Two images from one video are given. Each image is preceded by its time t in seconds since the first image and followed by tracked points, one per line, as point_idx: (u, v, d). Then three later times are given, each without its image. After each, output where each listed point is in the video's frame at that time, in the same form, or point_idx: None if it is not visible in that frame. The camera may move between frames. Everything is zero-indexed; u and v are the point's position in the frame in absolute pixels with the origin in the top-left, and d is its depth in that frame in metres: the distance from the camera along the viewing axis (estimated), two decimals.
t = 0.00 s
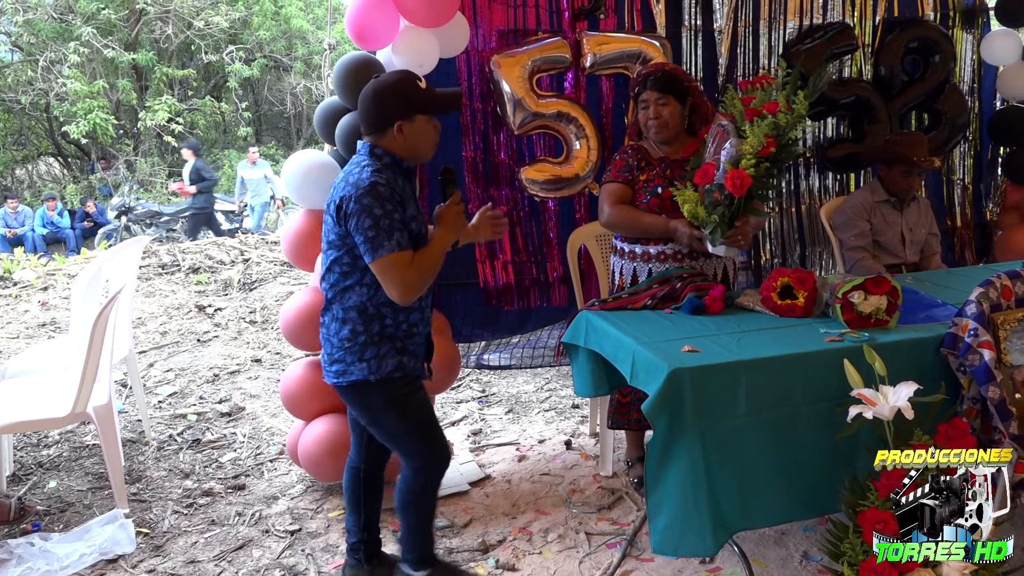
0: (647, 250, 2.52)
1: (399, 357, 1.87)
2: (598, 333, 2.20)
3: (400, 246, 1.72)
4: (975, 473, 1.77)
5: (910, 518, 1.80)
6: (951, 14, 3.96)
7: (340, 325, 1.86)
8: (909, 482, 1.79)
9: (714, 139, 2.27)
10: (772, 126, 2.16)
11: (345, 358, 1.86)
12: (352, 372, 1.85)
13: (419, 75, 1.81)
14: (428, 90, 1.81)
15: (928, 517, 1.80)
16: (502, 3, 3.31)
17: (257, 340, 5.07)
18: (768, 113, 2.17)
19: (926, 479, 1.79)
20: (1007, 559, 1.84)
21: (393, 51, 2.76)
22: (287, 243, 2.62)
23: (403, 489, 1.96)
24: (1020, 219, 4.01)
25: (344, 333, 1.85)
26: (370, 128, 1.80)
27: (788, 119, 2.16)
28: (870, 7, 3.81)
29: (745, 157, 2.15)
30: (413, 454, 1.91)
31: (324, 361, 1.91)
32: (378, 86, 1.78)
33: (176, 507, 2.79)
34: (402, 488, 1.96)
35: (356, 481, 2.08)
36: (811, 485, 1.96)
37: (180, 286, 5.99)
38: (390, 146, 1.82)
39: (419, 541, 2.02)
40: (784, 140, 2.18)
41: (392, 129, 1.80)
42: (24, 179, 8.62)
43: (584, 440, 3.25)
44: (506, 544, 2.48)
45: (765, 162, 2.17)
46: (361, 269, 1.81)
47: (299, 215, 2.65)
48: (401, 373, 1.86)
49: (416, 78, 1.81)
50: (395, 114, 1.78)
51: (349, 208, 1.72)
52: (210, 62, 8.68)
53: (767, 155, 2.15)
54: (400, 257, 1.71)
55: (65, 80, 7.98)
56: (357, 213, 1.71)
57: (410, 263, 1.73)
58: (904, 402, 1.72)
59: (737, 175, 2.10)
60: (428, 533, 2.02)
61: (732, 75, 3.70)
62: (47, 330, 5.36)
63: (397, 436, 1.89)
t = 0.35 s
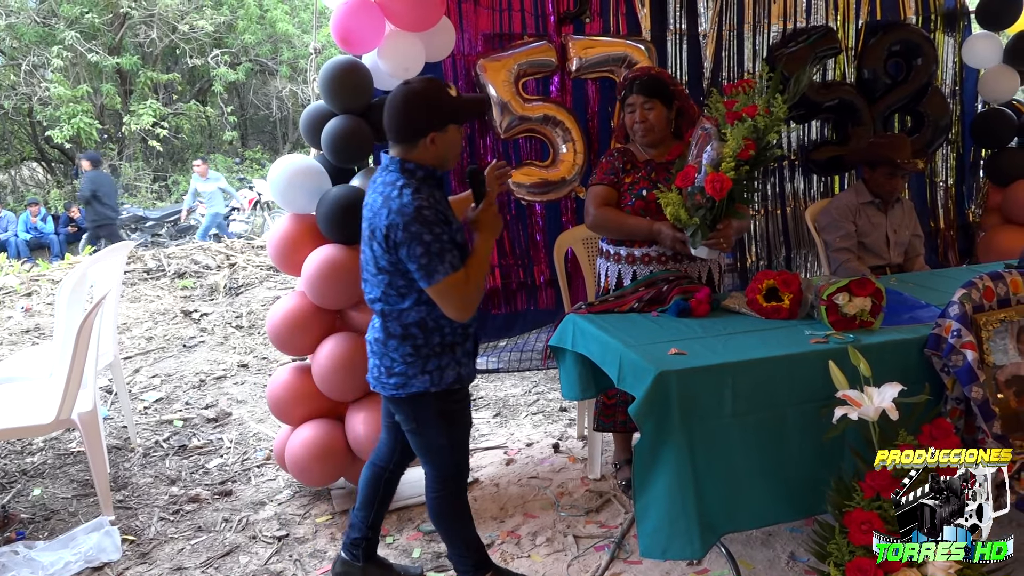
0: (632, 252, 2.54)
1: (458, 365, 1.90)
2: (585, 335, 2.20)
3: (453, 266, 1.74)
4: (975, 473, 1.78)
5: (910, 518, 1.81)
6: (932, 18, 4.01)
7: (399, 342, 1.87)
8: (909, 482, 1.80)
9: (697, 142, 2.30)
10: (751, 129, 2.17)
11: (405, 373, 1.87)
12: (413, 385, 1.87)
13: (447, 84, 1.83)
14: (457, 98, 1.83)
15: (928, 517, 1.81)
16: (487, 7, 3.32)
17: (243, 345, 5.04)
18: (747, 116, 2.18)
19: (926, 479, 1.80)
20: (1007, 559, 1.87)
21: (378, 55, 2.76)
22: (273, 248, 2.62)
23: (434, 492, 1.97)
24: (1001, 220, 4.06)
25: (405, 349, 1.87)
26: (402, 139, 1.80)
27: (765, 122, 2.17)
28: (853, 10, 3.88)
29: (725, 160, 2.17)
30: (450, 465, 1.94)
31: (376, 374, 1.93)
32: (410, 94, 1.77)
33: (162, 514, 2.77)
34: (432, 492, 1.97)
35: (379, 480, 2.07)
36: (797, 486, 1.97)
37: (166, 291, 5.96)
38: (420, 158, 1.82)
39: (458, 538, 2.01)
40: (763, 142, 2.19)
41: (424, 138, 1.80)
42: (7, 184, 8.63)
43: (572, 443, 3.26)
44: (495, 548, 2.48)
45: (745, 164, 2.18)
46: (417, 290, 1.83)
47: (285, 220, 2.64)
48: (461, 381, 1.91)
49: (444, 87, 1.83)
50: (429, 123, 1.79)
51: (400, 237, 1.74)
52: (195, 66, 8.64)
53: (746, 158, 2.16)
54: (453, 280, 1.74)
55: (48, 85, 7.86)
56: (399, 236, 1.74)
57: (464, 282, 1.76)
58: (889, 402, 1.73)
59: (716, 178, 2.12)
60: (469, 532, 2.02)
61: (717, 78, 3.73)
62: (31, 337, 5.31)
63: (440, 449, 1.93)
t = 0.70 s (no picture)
0: (623, 256, 2.54)
1: (501, 370, 1.97)
2: (579, 339, 2.20)
3: (512, 273, 1.77)
4: (975, 473, 1.82)
5: (910, 518, 1.85)
6: (922, 23, 4.05)
7: (445, 343, 1.90)
8: (909, 482, 1.84)
9: (688, 148, 2.31)
10: (742, 137, 2.17)
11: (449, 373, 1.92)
12: (455, 388, 1.92)
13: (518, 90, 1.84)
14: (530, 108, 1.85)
15: (928, 517, 1.85)
16: (480, 11, 3.32)
17: (236, 349, 5.03)
18: (738, 123, 2.18)
19: (926, 480, 1.84)
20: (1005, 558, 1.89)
21: (371, 59, 2.78)
22: (266, 252, 2.61)
23: (448, 494, 2.04)
24: (991, 224, 4.09)
25: (450, 350, 1.91)
26: (468, 140, 1.82)
27: (757, 130, 2.17)
28: (844, 16, 3.91)
29: (716, 167, 2.18)
30: (474, 469, 2.01)
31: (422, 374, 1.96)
32: (486, 96, 1.78)
33: (155, 518, 2.76)
34: (448, 493, 2.04)
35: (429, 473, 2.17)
36: (790, 489, 1.98)
37: (158, 295, 5.93)
38: (482, 161, 1.84)
39: (462, 542, 2.07)
40: (753, 149, 2.19)
41: (490, 142, 1.82)
42: None
43: (565, 446, 3.26)
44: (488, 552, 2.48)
45: (736, 171, 2.19)
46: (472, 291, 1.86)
47: (278, 223, 2.64)
48: (501, 387, 1.98)
49: (515, 92, 1.84)
50: (500, 130, 1.81)
51: (466, 240, 1.74)
52: (187, 70, 8.63)
53: (737, 165, 2.18)
54: (516, 284, 1.77)
55: (39, 88, 7.84)
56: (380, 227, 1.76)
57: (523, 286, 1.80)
58: (881, 405, 1.74)
59: (706, 185, 2.14)
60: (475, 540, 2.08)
61: (709, 83, 3.75)
62: (22, 341, 5.28)
63: (467, 451, 1.99)
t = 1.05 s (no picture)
0: (618, 260, 2.55)
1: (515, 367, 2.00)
2: (574, 342, 2.20)
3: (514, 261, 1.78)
4: (975, 473, 1.81)
5: (910, 518, 1.84)
6: (916, 27, 4.07)
7: (464, 334, 1.94)
8: (909, 482, 1.83)
9: (683, 152, 2.31)
10: (739, 141, 2.18)
11: (464, 367, 1.95)
12: (470, 380, 1.95)
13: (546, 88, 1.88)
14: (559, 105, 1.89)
15: (928, 517, 1.84)
16: (476, 15, 3.33)
17: (233, 352, 5.03)
18: (734, 127, 2.20)
19: (926, 480, 1.83)
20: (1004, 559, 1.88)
21: (367, 63, 2.79)
22: (262, 255, 2.61)
23: (453, 489, 2.07)
24: (986, 226, 4.10)
25: (469, 342, 1.94)
26: (501, 140, 1.86)
27: (753, 134, 2.18)
28: (839, 19, 3.92)
29: (713, 171, 2.17)
30: (480, 466, 2.04)
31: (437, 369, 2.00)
32: (518, 95, 1.81)
33: (151, 522, 2.76)
34: (453, 488, 2.07)
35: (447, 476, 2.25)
36: (785, 491, 1.99)
37: (154, 299, 5.93)
38: (516, 159, 1.88)
39: (462, 540, 2.11)
40: (750, 153, 2.20)
41: (523, 141, 1.86)
42: None
43: (562, 449, 3.27)
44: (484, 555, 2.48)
45: (733, 175, 2.19)
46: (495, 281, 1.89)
47: (274, 227, 2.64)
48: (514, 385, 2.00)
49: (544, 91, 1.88)
50: (532, 128, 1.85)
51: (496, 226, 1.78)
52: (183, 73, 8.63)
53: (735, 169, 2.17)
54: (539, 276, 1.82)
55: (35, 92, 7.85)
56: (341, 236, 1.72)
57: (545, 278, 1.83)
58: (876, 406, 1.74)
59: (705, 190, 2.11)
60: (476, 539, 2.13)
61: (705, 86, 3.76)
62: (18, 345, 5.27)
63: (474, 448, 2.02)
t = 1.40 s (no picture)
0: (612, 265, 2.56)
1: (522, 360, 2.02)
2: (569, 345, 2.21)
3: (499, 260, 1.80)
4: (975, 473, 1.85)
5: (910, 518, 1.85)
6: (908, 30, 4.09)
7: (470, 326, 1.97)
8: (909, 481, 1.84)
9: (678, 156, 2.33)
10: (736, 145, 2.19)
11: (469, 358, 1.97)
12: (475, 373, 1.97)
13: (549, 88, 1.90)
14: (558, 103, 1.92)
15: (928, 517, 1.85)
16: (470, 18, 3.34)
17: (227, 356, 5.02)
18: (730, 131, 2.20)
19: (927, 479, 1.84)
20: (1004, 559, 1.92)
21: (361, 67, 2.80)
22: (257, 260, 2.61)
23: (458, 484, 2.08)
24: (978, 228, 4.12)
25: (474, 333, 1.97)
26: (502, 136, 1.88)
27: (749, 138, 2.19)
28: (831, 22, 3.94)
29: (711, 175, 2.18)
30: (484, 464, 2.04)
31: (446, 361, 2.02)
32: (518, 92, 1.84)
33: (146, 527, 2.75)
34: (458, 483, 2.08)
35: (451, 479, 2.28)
36: (780, 492, 1.99)
37: (149, 303, 5.92)
38: (517, 154, 1.91)
39: (464, 537, 2.11)
40: (747, 156, 2.21)
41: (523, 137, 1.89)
42: None
43: (557, 452, 3.27)
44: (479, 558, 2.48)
45: (730, 179, 2.19)
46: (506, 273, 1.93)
47: (269, 230, 2.64)
48: (520, 378, 2.02)
49: (547, 90, 1.90)
50: (531, 123, 1.87)
51: (499, 219, 1.81)
52: (177, 77, 8.62)
53: (731, 172, 2.18)
54: (543, 267, 1.83)
55: (28, 96, 7.83)
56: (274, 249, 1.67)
57: (551, 268, 1.85)
58: (869, 408, 1.76)
59: (704, 194, 2.13)
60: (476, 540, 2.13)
61: (698, 88, 3.78)
62: (12, 349, 5.26)
63: (480, 443, 2.03)
